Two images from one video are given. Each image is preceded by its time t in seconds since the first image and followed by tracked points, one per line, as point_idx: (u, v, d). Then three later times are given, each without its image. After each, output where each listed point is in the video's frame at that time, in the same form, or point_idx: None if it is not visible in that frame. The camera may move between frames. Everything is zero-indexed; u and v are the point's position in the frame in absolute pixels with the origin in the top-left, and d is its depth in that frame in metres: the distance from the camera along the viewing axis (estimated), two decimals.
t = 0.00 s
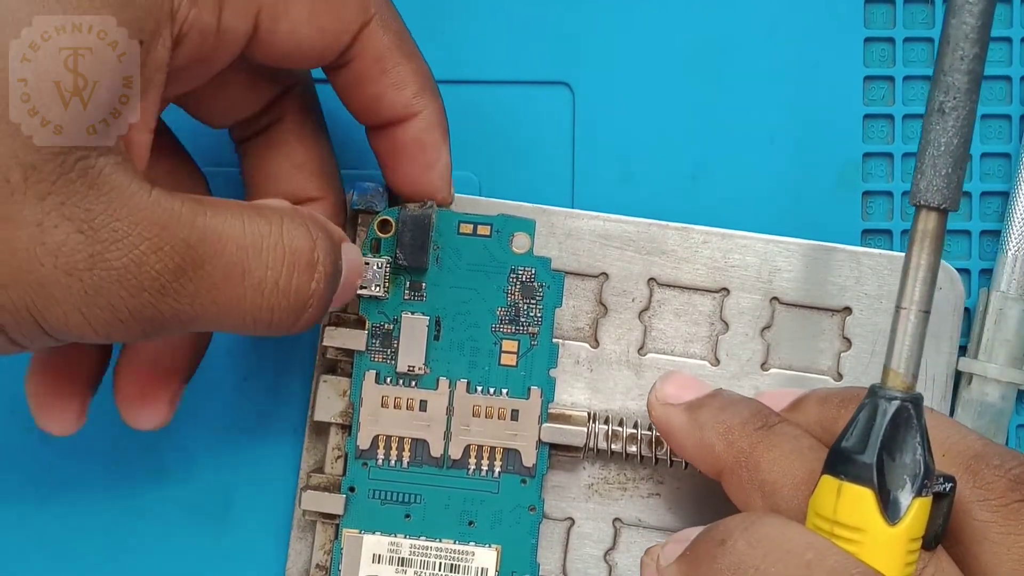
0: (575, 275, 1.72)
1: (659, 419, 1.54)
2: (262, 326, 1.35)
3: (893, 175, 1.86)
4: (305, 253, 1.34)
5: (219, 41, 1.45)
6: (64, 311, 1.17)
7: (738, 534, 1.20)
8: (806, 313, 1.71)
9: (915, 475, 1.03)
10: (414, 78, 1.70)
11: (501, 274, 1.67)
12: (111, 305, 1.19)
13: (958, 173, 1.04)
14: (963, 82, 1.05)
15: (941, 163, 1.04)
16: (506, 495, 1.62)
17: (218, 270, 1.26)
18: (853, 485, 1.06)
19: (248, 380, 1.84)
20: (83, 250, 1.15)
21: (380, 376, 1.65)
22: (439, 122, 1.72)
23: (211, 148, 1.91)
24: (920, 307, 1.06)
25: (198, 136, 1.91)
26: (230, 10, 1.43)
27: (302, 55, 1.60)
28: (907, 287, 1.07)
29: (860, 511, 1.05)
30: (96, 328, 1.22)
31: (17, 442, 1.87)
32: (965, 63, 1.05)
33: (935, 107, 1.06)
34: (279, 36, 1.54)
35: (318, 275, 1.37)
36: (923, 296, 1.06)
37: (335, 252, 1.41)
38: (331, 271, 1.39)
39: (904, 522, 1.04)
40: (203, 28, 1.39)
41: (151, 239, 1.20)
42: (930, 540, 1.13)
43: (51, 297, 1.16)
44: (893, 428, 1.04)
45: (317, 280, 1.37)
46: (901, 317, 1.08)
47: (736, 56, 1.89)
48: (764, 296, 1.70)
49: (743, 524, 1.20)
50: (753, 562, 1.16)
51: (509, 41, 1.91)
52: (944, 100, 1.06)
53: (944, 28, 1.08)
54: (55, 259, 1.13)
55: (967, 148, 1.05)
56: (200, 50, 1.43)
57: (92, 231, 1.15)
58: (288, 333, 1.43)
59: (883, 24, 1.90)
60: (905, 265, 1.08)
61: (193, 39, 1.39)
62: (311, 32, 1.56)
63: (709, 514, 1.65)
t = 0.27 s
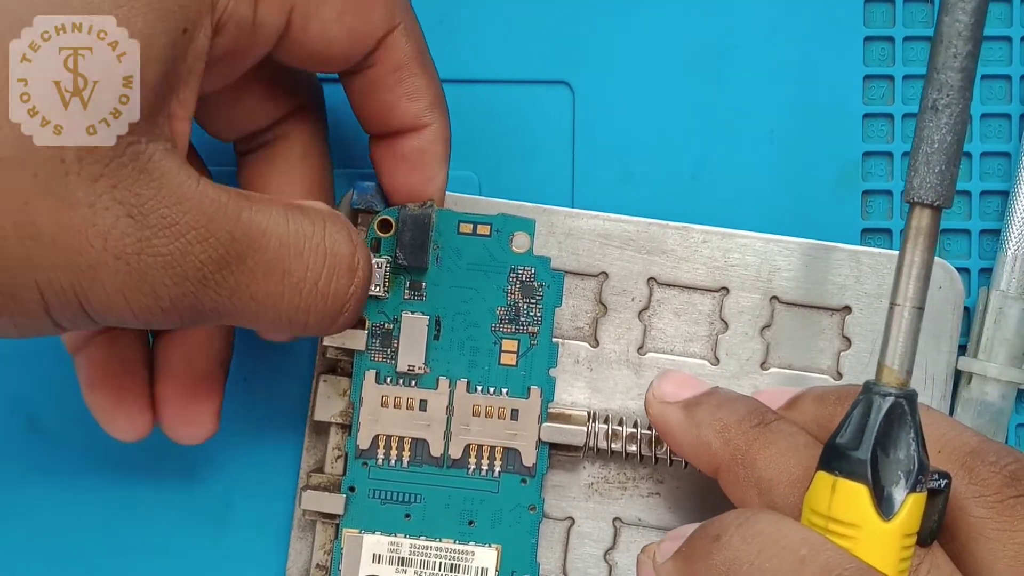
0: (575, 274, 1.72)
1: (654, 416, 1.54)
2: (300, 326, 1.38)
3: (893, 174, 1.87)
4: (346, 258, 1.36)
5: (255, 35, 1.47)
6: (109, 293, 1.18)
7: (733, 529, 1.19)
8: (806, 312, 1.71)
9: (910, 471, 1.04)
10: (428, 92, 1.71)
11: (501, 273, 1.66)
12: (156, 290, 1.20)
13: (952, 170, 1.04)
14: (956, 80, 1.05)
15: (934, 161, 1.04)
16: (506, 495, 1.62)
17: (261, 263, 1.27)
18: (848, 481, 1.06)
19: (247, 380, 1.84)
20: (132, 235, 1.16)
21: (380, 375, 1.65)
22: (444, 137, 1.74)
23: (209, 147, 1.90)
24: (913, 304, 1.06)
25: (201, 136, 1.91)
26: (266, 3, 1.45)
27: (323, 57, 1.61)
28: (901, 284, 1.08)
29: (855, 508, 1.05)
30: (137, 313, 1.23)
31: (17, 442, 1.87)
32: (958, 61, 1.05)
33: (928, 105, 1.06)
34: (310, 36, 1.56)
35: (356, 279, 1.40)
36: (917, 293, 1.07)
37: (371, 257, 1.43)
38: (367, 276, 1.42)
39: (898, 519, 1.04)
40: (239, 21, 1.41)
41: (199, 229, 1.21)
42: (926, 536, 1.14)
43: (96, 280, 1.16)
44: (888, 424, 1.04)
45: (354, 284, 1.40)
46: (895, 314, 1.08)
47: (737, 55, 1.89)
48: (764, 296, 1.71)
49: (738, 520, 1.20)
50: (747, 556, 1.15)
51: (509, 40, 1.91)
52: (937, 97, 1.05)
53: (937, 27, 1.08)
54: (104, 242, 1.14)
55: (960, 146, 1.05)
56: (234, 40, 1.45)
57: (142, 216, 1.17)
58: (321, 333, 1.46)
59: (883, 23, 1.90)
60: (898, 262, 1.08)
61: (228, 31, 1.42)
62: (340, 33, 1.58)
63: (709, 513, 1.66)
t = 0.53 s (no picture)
0: (575, 274, 1.72)
1: (654, 416, 1.54)
2: (321, 308, 1.36)
3: (893, 174, 1.87)
4: (368, 241, 1.36)
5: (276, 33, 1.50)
6: (130, 261, 1.17)
7: (732, 527, 1.19)
8: (806, 311, 1.71)
9: (908, 470, 1.04)
10: (440, 100, 1.73)
11: (501, 274, 1.66)
12: (178, 259, 1.19)
13: (949, 171, 1.04)
14: (954, 81, 1.05)
15: (932, 161, 1.04)
16: (506, 494, 1.62)
17: (281, 239, 1.27)
18: (847, 480, 1.06)
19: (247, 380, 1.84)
20: (156, 201, 1.15)
21: (380, 375, 1.65)
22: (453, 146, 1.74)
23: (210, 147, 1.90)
24: (912, 304, 1.06)
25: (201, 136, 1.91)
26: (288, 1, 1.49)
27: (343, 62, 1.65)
28: (898, 285, 1.08)
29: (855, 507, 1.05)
30: (158, 285, 1.21)
31: (17, 442, 1.87)
32: (956, 62, 1.05)
33: (925, 106, 1.06)
34: (328, 38, 1.60)
35: (377, 264, 1.39)
36: (915, 294, 1.06)
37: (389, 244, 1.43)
38: (387, 262, 1.42)
39: (897, 518, 1.04)
40: (262, 17, 1.44)
41: (222, 200, 1.20)
42: (926, 536, 1.14)
43: (118, 246, 1.15)
44: (886, 423, 1.05)
45: (374, 269, 1.39)
46: (893, 316, 1.08)
47: (737, 55, 1.89)
48: (764, 296, 1.71)
49: (737, 520, 1.19)
50: (746, 555, 1.15)
51: (509, 40, 1.91)
52: (935, 98, 1.06)
53: (935, 27, 1.08)
54: (128, 207, 1.14)
55: (958, 146, 1.05)
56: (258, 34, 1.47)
57: (165, 184, 1.16)
58: (340, 321, 1.44)
59: (883, 23, 1.90)
60: (896, 262, 1.08)
61: (251, 27, 1.44)
62: (358, 35, 1.61)
63: (708, 513, 1.66)
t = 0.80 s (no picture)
0: (575, 276, 1.72)
1: (653, 419, 1.54)
2: (318, 310, 1.38)
3: (893, 175, 1.86)
4: (363, 242, 1.38)
5: (269, 44, 1.49)
6: (127, 272, 1.18)
7: (725, 529, 1.19)
8: (805, 313, 1.71)
9: (902, 470, 1.03)
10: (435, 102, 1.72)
11: (501, 275, 1.66)
12: (175, 268, 1.20)
13: (944, 172, 1.04)
14: (947, 83, 1.05)
15: (926, 163, 1.04)
16: (506, 496, 1.62)
17: (277, 244, 1.28)
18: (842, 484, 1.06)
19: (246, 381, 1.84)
20: (150, 212, 1.16)
21: (380, 377, 1.64)
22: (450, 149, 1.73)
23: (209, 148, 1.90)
24: (906, 305, 1.06)
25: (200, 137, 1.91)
26: (279, 11, 1.49)
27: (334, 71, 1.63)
28: (893, 286, 1.07)
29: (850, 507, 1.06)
30: (156, 294, 1.22)
31: (16, 442, 1.87)
32: (949, 63, 1.05)
33: (919, 108, 1.06)
34: (320, 46, 1.58)
35: (373, 265, 1.42)
36: (909, 295, 1.06)
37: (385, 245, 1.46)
38: (383, 263, 1.44)
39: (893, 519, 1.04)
40: (253, 27, 1.43)
41: (217, 208, 1.21)
42: (921, 537, 1.14)
43: (115, 258, 1.16)
44: (880, 424, 1.05)
45: (370, 270, 1.41)
46: (888, 316, 1.08)
47: (737, 56, 1.88)
48: (764, 297, 1.70)
49: (731, 519, 1.20)
50: (739, 556, 1.15)
51: (509, 40, 1.91)
52: (929, 100, 1.06)
53: (928, 29, 1.07)
54: (123, 219, 1.14)
55: (951, 148, 1.05)
56: (251, 48, 1.47)
57: (159, 194, 1.17)
58: (337, 322, 1.47)
59: (883, 24, 1.90)
60: (891, 263, 1.09)
61: (242, 39, 1.43)
62: (352, 42, 1.60)
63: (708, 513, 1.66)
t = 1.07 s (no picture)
0: (575, 275, 1.72)
1: (653, 419, 1.54)
2: (270, 304, 1.33)
3: (893, 175, 1.86)
4: (303, 229, 1.32)
5: (201, 46, 1.51)
6: (61, 294, 1.19)
7: (725, 531, 1.20)
8: (806, 312, 1.71)
9: (901, 473, 1.03)
10: (397, 87, 1.72)
11: (501, 274, 1.66)
12: (106, 283, 1.19)
13: (942, 174, 1.05)
14: (945, 84, 1.05)
15: (924, 164, 1.05)
16: (506, 495, 1.62)
17: (214, 244, 1.24)
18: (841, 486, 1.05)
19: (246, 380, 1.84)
20: (72, 230, 1.17)
21: (380, 376, 1.64)
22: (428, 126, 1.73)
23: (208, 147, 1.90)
24: (904, 306, 1.06)
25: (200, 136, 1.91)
26: (206, 13, 1.51)
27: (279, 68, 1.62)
28: (891, 287, 1.08)
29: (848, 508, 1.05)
30: (99, 313, 1.22)
31: (17, 441, 1.87)
32: (947, 64, 1.05)
33: (917, 109, 1.06)
34: (257, 44, 1.57)
35: (320, 250, 1.34)
36: (908, 296, 1.06)
37: (334, 231, 1.39)
38: (332, 248, 1.37)
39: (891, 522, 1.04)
40: (180, 31, 1.47)
41: (141, 217, 1.20)
42: (918, 538, 1.14)
43: (43, 281, 1.17)
44: (878, 426, 1.04)
45: (318, 256, 1.34)
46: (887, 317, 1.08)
47: (737, 55, 1.88)
48: (764, 296, 1.70)
49: (730, 522, 1.21)
50: (739, 561, 1.16)
51: (509, 40, 1.91)
52: (926, 101, 1.06)
53: (926, 31, 1.08)
54: (45, 241, 1.16)
55: (950, 149, 1.05)
56: (183, 55, 1.49)
57: (79, 212, 1.18)
58: (297, 314, 1.40)
59: (883, 23, 1.90)
60: (889, 264, 1.08)
61: (171, 45, 1.46)
62: (289, 37, 1.59)
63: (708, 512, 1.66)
